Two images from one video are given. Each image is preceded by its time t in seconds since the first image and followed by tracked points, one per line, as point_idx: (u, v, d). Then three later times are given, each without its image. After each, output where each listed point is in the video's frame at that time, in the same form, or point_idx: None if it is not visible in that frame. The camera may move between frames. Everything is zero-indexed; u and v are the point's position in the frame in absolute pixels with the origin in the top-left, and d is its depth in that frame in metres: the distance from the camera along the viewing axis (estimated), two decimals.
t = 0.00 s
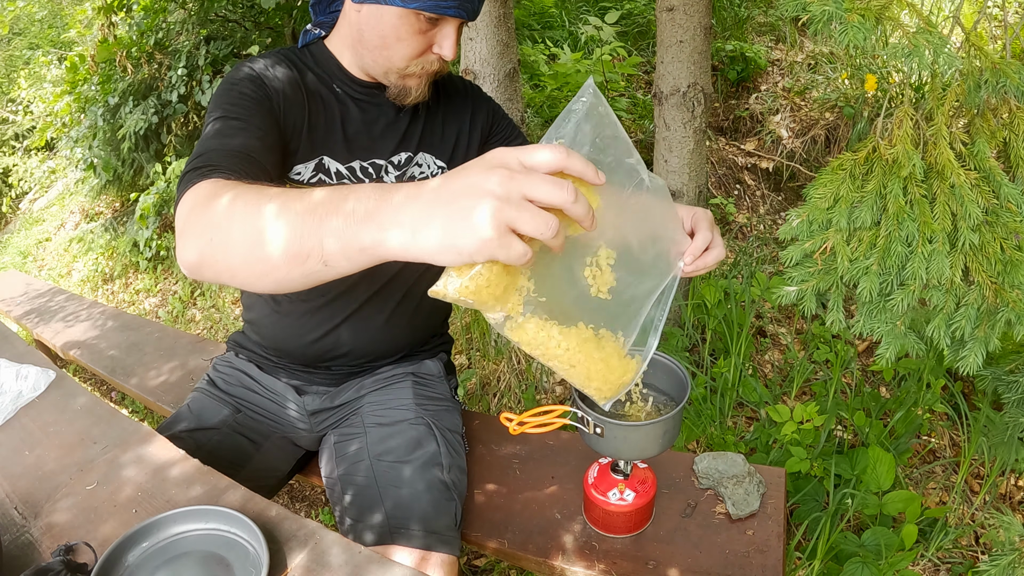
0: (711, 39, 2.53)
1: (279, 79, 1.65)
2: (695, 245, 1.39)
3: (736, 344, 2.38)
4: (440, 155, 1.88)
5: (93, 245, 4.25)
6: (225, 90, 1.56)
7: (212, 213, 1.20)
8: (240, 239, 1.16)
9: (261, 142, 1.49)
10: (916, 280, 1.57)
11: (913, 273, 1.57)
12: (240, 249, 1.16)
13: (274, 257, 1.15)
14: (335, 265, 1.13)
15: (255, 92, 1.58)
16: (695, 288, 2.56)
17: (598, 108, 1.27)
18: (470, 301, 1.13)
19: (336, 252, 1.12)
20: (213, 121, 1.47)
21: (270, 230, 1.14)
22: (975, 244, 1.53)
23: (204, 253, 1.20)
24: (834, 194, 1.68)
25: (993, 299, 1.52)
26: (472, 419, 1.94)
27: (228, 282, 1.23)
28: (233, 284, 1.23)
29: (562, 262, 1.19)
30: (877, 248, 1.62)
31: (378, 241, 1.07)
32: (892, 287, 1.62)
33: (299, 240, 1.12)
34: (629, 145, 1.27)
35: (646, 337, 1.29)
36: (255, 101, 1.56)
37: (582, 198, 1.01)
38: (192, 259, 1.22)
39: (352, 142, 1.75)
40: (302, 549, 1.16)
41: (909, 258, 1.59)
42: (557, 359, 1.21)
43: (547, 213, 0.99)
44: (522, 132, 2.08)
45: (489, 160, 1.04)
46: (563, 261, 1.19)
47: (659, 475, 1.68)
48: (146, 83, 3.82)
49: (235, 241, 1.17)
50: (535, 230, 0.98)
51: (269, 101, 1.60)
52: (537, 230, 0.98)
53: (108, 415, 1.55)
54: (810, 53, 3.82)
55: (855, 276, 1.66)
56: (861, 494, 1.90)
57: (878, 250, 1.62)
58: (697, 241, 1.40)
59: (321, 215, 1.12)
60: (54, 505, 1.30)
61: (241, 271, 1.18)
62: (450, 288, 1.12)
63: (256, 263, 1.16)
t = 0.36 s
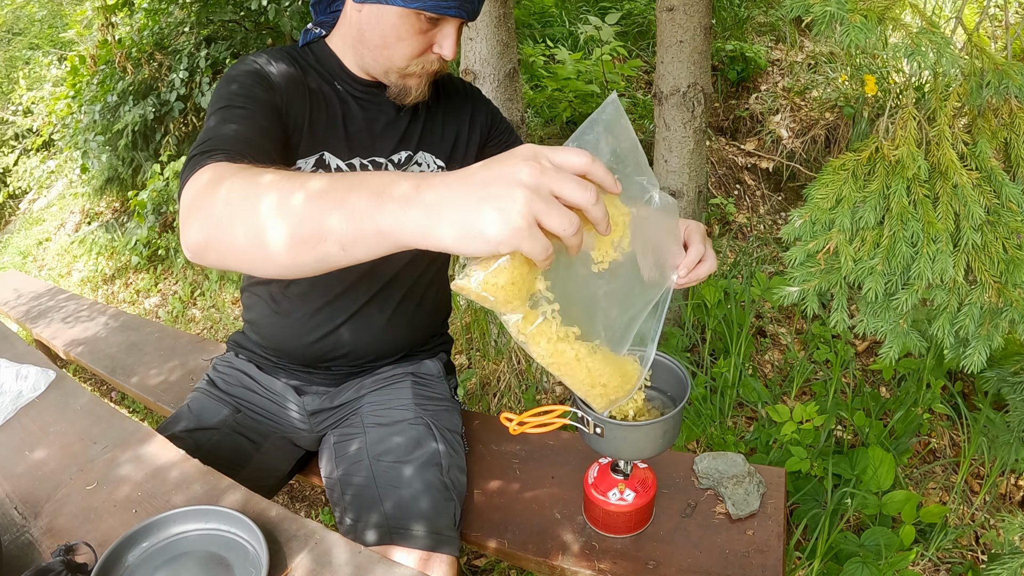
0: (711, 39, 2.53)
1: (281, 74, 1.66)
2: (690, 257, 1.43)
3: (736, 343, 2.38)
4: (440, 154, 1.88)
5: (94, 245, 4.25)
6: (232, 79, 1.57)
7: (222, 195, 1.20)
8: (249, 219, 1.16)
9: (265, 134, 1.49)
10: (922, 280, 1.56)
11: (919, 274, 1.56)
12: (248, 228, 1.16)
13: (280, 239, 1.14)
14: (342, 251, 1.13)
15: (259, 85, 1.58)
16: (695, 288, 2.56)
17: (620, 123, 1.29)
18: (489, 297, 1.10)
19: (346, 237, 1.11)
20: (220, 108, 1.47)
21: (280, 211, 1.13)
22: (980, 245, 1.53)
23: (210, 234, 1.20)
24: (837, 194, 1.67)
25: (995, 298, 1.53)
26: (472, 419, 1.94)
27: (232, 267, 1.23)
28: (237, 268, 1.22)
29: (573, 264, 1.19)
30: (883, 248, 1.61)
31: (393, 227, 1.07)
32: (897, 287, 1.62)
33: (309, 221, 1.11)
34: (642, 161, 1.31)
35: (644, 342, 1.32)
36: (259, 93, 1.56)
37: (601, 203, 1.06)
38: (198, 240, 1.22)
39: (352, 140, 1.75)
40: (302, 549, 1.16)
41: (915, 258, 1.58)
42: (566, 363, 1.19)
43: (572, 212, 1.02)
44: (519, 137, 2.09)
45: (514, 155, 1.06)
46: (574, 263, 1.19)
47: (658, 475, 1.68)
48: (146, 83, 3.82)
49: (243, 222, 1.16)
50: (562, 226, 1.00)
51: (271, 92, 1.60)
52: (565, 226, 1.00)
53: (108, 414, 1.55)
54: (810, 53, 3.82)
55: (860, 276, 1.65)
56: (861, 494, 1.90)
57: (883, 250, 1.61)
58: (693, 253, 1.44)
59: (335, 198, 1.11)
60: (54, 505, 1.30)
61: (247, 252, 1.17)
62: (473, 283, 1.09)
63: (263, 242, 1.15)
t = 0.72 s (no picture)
0: (711, 39, 2.53)
1: (283, 75, 1.66)
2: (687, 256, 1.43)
3: (736, 343, 2.38)
4: (441, 156, 1.88)
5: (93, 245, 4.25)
6: (236, 82, 1.57)
7: (227, 198, 1.19)
8: (255, 224, 1.16)
9: (268, 137, 1.49)
10: (936, 282, 1.58)
11: (932, 276, 1.57)
12: (254, 233, 1.16)
13: (287, 243, 1.14)
14: (349, 254, 1.13)
15: (261, 86, 1.58)
16: (695, 288, 2.56)
17: (620, 106, 1.28)
18: (495, 291, 1.14)
19: (353, 240, 1.11)
20: (223, 112, 1.47)
21: (287, 215, 1.14)
22: (992, 246, 1.53)
23: (216, 239, 1.20)
24: (853, 197, 1.68)
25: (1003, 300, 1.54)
26: (472, 419, 1.94)
27: (237, 270, 1.22)
28: (243, 272, 1.22)
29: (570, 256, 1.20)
30: (897, 251, 1.62)
31: (400, 227, 1.08)
32: (910, 289, 1.63)
33: (316, 225, 1.12)
34: (642, 143, 1.29)
35: (641, 338, 1.31)
36: (262, 95, 1.56)
37: (605, 188, 1.05)
38: (204, 244, 1.22)
39: (354, 140, 1.75)
40: (302, 549, 1.16)
41: (928, 261, 1.59)
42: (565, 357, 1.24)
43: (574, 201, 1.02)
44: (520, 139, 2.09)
45: (516, 147, 1.06)
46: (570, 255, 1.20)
47: (658, 475, 1.68)
48: (146, 83, 3.82)
49: (249, 226, 1.16)
50: (564, 216, 1.00)
51: (274, 92, 1.60)
52: (566, 216, 1.00)
53: (108, 414, 1.55)
54: (810, 53, 3.82)
55: (875, 278, 1.66)
56: (861, 494, 1.90)
57: (897, 253, 1.62)
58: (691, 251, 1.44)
59: (341, 202, 1.12)
60: (55, 505, 1.30)
61: (254, 257, 1.17)
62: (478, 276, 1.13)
63: (270, 247, 1.15)
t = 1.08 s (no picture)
0: (711, 38, 2.53)
1: (283, 75, 1.66)
2: (686, 256, 1.43)
3: (736, 343, 2.38)
4: (440, 156, 1.88)
5: (93, 245, 4.24)
6: (237, 81, 1.57)
7: (229, 195, 1.19)
8: (257, 221, 1.15)
9: (269, 136, 1.49)
10: (949, 284, 1.58)
11: (947, 278, 1.57)
12: (256, 230, 1.15)
13: (289, 240, 1.14)
14: (351, 251, 1.13)
15: (262, 85, 1.58)
16: (695, 288, 2.56)
17: (625, 111, 1.30)
18: (499, 292, 1.13)
19: (356, 237, 1.11)
20: (224, 111, 1.47)
21: (289, 213, 1.14)
22: (1006, 245, 1.53)
23: (216, 236, 1.19)
24: (858, 197, 1.67)
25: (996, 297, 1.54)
26: (472, 419, 1.94)
27: (237, 267, 1.22)
28: (244, 269, 1.22)
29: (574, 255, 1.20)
30: (908, 252, 1.62)
31: (403, 223, 1.08)
32: (923, 292, 1.64)
33: (319, 222, 1.12)
34: (646, 150, 1.31)
35: (638, 340, 1.31)
36: (263, 95, 1.56)
37: (608, 192, 1.06)
38: (205, 242, 1.21)
39: (353, 140, 1.75)
40: (302, 549, 1.16)
41: (942, 262, 1.58)
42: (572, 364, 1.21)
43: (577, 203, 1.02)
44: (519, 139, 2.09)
45: (522, 146, 1.07)
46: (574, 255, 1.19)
47: (658, 475, 1.68)
48: (146, 83, 3.82)
49: (251, 223, 1.16)
50: (567, 218, 1.00)
51: (273, 92, 1.60)
52: (568, 218, 1.00)
53: (108, 414, 1.55)
54: (810, 53, 3.82)
55: (885, 282, 1.67)
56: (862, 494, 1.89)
57: (908, 254, 1.62)
58: (690, 252, 1.44)
59: (344, 199, 1.12)
60: (55, 505, 1.30)
61: (256, 254, 1.17)
62: (482, 277, 1.12)
63: (271, 243, 1.15)
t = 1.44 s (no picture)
0: (711, 39, 2.53)
1: (283, 73, 1.66)
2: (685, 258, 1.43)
3: (736, 343, 2.38)
4: (439, 155, 1.88)
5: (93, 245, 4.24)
6: (240, 77, 1.57)
7: (235, 186, 1.19)
8: (262, 210, 1.15)
9: (269, 132, 1.49)
10: (945, 283, 1.58)
11: (941, 277, 1.58)
12: (261, 220, 1.15)
13: (295, 230, 1.13)
14: (357, 243, 1.12)
15: (263, 83, 1.58)
16: (695, 288, 2.56)
17: (633, 124, 1.30)
18: (506, 300, 1.18)
19: (362, 228, 1.11)
20: (227, 105, 1.47)
21: (295, 202, 1.13)
22: (999, 246, 1.53)
23: (221, 226, 1.19)
24: (859, 199, 1.67)
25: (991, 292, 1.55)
26: (472, 419, 1.94)
27: (241, 260, 1.22)
28: (248, 261, 1.21)
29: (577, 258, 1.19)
30: (905, 252, 1.62)
31: (409, 217, 1.07)
32: (920, 289, 1.63)
33: (325, 211, 1.11)
34: (655, 164, 1.31)
35: (635, 341, 1.32)
36: (264, 93, 1.56)
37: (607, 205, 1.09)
38: (210, 233, 1.21)
39: (353, 139, 1.75)
40: (302, 549, 1.16)
41: (937, 263, 1.59)
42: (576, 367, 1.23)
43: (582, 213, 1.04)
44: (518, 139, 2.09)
45: (533, 149, 1.08)
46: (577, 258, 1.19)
47: (658, 475, 1.68)
48: (146, 83, 3.83)
49: (257, 213, 1.15)
50: (574, 224, 1.02)
51: (274, 90, 1.60)
52: (575, 225, 1.02)
53: (109, 414, 1.55)
54: (810, 53, 3.82)
55: (883, 281, 1.66)
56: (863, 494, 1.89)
57: (905, 254, 1.62)
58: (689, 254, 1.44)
59: (351, 190, 1.11)
60: (55, 504, 1.30)
61: (261, 245, 1.16)
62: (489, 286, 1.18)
63: (277, 233, 1.15)
